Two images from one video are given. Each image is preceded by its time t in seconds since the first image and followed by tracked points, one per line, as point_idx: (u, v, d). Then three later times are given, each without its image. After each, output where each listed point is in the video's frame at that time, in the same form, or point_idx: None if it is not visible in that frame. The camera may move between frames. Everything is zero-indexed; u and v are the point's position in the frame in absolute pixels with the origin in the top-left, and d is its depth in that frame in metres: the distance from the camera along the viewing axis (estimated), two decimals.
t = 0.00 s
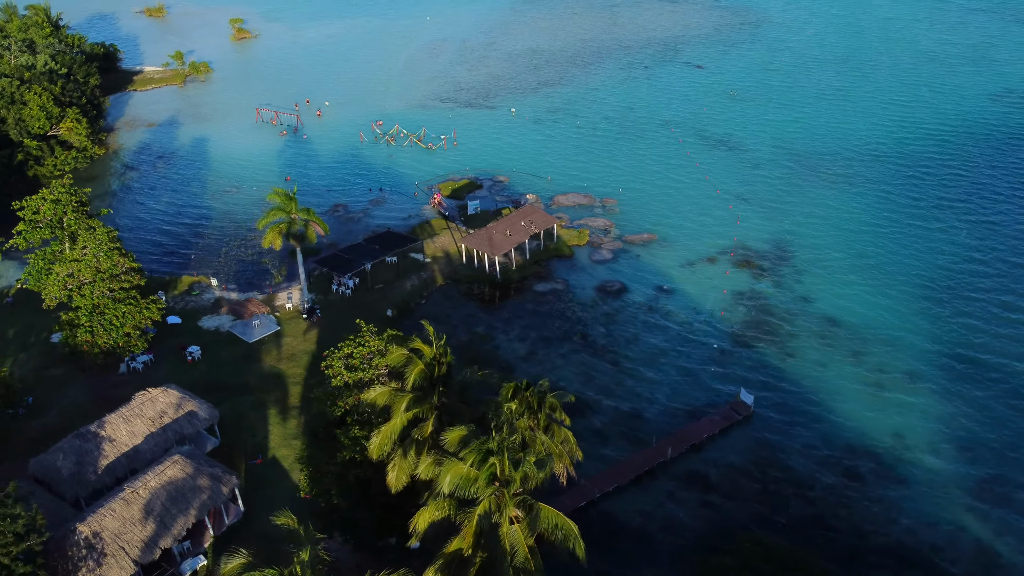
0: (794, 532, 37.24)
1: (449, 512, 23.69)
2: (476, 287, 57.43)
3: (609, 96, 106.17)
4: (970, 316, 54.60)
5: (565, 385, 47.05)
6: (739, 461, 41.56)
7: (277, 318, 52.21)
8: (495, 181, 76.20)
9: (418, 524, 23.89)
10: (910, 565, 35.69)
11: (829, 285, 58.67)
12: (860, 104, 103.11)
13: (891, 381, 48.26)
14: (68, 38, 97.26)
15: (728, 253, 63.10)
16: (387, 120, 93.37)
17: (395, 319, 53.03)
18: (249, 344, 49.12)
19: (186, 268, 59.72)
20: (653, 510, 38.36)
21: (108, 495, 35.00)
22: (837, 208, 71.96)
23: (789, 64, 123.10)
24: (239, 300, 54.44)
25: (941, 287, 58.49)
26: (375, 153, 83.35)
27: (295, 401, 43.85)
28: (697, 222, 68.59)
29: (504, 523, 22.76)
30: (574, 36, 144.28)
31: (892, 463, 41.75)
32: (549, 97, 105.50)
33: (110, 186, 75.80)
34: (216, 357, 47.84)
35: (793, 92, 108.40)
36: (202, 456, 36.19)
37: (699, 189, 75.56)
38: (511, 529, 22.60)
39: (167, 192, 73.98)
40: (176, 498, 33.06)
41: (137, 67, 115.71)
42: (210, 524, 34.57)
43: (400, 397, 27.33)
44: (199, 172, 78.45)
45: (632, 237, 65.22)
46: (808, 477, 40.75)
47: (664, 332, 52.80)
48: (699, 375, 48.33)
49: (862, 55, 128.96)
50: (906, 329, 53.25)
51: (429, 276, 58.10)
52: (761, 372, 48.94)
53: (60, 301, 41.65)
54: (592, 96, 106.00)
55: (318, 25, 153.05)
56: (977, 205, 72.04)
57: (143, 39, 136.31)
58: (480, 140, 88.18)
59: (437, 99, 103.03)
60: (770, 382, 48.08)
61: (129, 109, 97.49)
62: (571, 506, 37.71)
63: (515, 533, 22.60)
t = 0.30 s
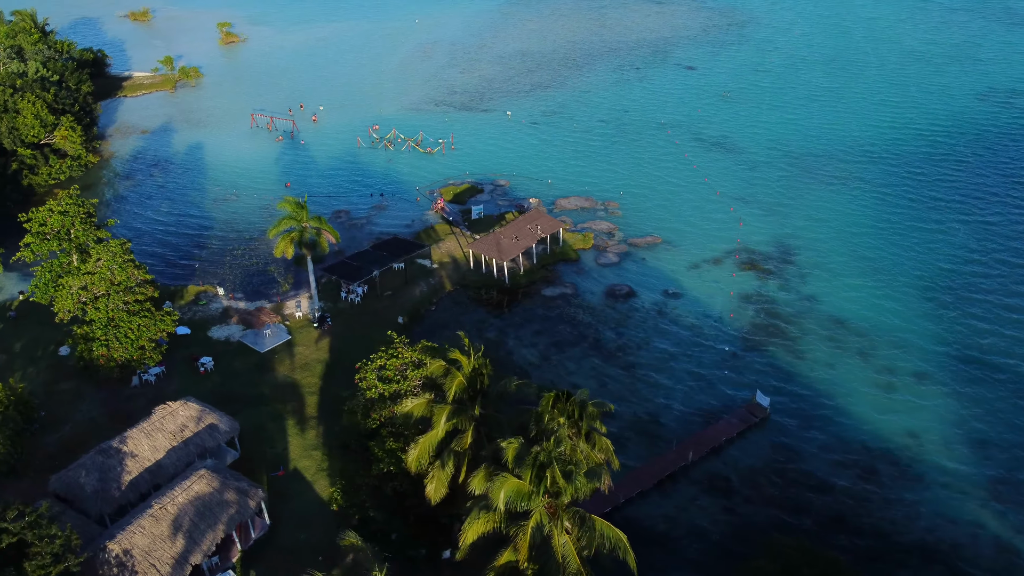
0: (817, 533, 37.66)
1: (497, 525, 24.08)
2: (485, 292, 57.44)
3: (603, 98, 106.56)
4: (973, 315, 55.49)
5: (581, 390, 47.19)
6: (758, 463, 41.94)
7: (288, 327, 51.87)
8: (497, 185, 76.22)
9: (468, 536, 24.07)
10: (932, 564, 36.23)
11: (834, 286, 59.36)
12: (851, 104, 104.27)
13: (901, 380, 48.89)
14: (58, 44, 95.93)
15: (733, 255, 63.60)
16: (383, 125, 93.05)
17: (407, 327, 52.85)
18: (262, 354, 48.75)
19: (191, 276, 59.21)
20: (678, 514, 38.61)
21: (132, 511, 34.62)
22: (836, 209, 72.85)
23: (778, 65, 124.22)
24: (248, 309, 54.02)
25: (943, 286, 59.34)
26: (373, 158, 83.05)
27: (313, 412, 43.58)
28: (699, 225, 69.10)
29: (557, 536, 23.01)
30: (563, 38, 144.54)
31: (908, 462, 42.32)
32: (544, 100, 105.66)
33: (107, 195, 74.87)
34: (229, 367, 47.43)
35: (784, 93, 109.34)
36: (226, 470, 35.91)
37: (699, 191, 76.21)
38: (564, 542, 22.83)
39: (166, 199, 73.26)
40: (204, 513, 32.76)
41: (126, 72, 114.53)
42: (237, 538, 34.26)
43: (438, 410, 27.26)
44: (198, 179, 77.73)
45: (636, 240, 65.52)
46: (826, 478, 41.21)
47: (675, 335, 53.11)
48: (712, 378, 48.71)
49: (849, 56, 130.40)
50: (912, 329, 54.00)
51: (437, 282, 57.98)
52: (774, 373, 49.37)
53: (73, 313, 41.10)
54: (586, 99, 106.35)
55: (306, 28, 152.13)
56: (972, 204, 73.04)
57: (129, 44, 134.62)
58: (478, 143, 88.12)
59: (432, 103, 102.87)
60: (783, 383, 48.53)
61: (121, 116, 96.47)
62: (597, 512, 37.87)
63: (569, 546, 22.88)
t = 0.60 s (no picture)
0: (841, 535, 37.97)
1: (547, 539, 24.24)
2: (496, 297, 57.40)
3: (599, 101, 106.85)
4: (980, 313, 56.15)
5: (599, 395, 47.30)
6: (778, 465, 42.28)
7: (301, 336, 51.53)
8: (499, 189, 76.20)
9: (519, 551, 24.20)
10: (955, 562, 36.65)
11: (840, 287, 59.92)
12: (845, 105, 105.25)
13: (912, 380, 49.45)
14: (48, 50, 94.37)
15: (738, 257, 64.01)
16: (381, 130, 92.73)
17: (420, 334, 52.65)
18: (276, 364, 48.39)
19: (198, 286, 58.69)
20: (703, 518, 38.82)
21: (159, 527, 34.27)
22: (837, 209, 73.48)
23: (770, 66, 125.08)
24: (259, 318, 53.60)
25: (948, 285, 59.98)
26: (373, 163, 82.74)
27: (332, 422, 43.34)
28: (703, 227, 69.49)
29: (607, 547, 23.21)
30: (555, 40, 144.73)
31: (925, 462, 42.79)
32: (541, 103, 105.75)
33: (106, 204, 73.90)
34: (244, 378, 47.04)
35: (778, 95, 110.06)
36: (252, 484, 35.65)
37: (701, 193, 76.63)
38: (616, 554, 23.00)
39: (168, 208, 72.51)
40: (235, 528, 32.46)
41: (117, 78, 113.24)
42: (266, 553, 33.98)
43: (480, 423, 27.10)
44: (198, 187, 77.03)
45: (642, 244, 65.79)
46: (846, 479, 41.59)
47: (687, 338, 53.41)
48: (727, 382, 49.03)
49: (839, 56, 131.61)
50: (920, 329, 54.61)
51: (447, 288, 57.88)
52: (787, 376, 49.78)
53: (89, 327, 40.92)
54: (581, 101, 106.59)
55: (296, 32, 151.20)
56: (971, 203, 73.67)
57: (118, 49, 133.16)
58: (477, 147, 88.07)
59: (428, 106, 102.68)
60: (797, 386, 48.93)
61: (115, 123, 95.34)
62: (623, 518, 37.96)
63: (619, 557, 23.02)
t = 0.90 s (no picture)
0: (865, 537, 38.41)
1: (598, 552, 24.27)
2: (507, 303, 57.46)
3: (595, 103, 107.19)
4: (984, 313, 57.00)
5: (617, 401, 47.49)
6: (797, 469, 42.70)
7: (314, 346, 51.25)
8: (502, 194, 76.24)
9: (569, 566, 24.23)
10: (978, 562, 37.17)
11: (847, 289, 60.59)
12: (838, 105, 106.29)
13: (924, 381, 50.11)
14: (40, 56, 92.76)
15: (745, 260, 64.49)
16: (380, 134, 92.48)
17: (433, 342, 52.50)
18: (291, 374, 48.10)
19: (206, 296, 58.22)
20: (728, 524, 39.16)
21: (187, 543, 33.95)
22: (838, 210, 74.23)
23: (762, 67, 126.05)
24: (270, 328, 53.22)
25: (952, 285, 60.80)
26: (375, 169, 82.46)
27: (352, 432, 43.22)
28: (708, 230, 69.98)
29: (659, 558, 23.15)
30: (547, 42, 144.95)
31: (941, 462, 43.36)
32: (537, 106, 105.90)
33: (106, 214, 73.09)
34: (260, 389, 46.70)
35: (772, 96, 110.83)
36: (280, 497, 35.47)
37: (703, 196, 77.14)
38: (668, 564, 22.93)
39: (170, 217, 71.79)
40: (267, 543, 32.22)
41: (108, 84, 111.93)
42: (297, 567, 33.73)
43: (521, 436, 27.33)
44: (199, 195, 76.34)
45: (649, 247, 66.13)
46: (866, 481, 42.04)
47: (700, 342, 53.79)
48: (742, 386, 49.44)
49: (829, 57, 132.88)
50: (927, 329, 55.39)
51: (458, 294, 57.81)
52: (801, 378, 50.28)
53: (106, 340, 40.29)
54: (578, 104, 106.85)
55: (286, 35, 150.27)
56: (970, 204, 74.55)
57: (107, 53, 131.78)
58: (478, 151, 88.07)
59: (425, 110, 102.56)
60: (810, 388, 49.47)
61: (110, 130, 94.24)
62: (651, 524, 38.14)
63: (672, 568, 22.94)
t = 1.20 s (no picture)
0: (888, 539, 38.74)
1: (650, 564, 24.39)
2: (519, 309, 57.45)
3: (592, 106, 107.48)
4: (991, 313, 57.69)
5: (634, 407, 47.61)
6: (817, 472, 43.02)
7: (328, 355, 50.98)
8: (506, 198, 76.24)
9: None
10: (1000, 561, 37.58)
11: (854, 290, 61.12)
12: (832, 106, 107.28)
13: (935, 381, 50.62)
14: (33, 63, 91.38)
15: (751, 262, 64.89)
16: (379, 140, 92.18)
17: (448, 349, 52.39)
18: (308, 385, 47.81)
19: (215, 305, 57.78)
20: (752, 528, 39.40)
21: (217, 559, 33.63)
22: (839, 211, 74.84)
23: (754, 68, 127.00)
24: (282, 338, 52.86)
25: (957, 286, 61.44)
26: (376, 175, 82.17)
27: (373, 442, 43.05)
28: (713, 233, 70.38)
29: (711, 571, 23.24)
30: (539, 45, 145.10)
31: (958, 462, 43.82)
32: (535, 109, 105.99)
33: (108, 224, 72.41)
34: (277, 400, 46.39)
35: (767, 98, 111.64)
36: (309, 511, 35.25)
37: (705, 199, 77.56)
38: None
39: (172, 226, 71.16)
40: (300, 559, 31.98)
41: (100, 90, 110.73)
42: None
43: (563, 447, 27.57)
44: (201, 203, 75.72)
45: (656, 251, 66.39)
46: (885, 483, 42.41)
47: (712, 346, 54.07)
48: (757, 390, 49.77)
49: (820, 58, 134.00)
50: (935, 330, 55.98)
51: (469, 301, 57.74)
52: (814, 381, 50.66)
53: (125, 354, 40.01)
54: (575, 107, 107.10)
55: (277, 39, 149.41)
56: (968, 204, 75.35)
57: (96, 59, 130.32)
58: (478, 156, 88.02)
59: (423, 114, 102.40)
60: (825, 390, 49.85)
61: (105, 137, 93.25)
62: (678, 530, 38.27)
63: None
